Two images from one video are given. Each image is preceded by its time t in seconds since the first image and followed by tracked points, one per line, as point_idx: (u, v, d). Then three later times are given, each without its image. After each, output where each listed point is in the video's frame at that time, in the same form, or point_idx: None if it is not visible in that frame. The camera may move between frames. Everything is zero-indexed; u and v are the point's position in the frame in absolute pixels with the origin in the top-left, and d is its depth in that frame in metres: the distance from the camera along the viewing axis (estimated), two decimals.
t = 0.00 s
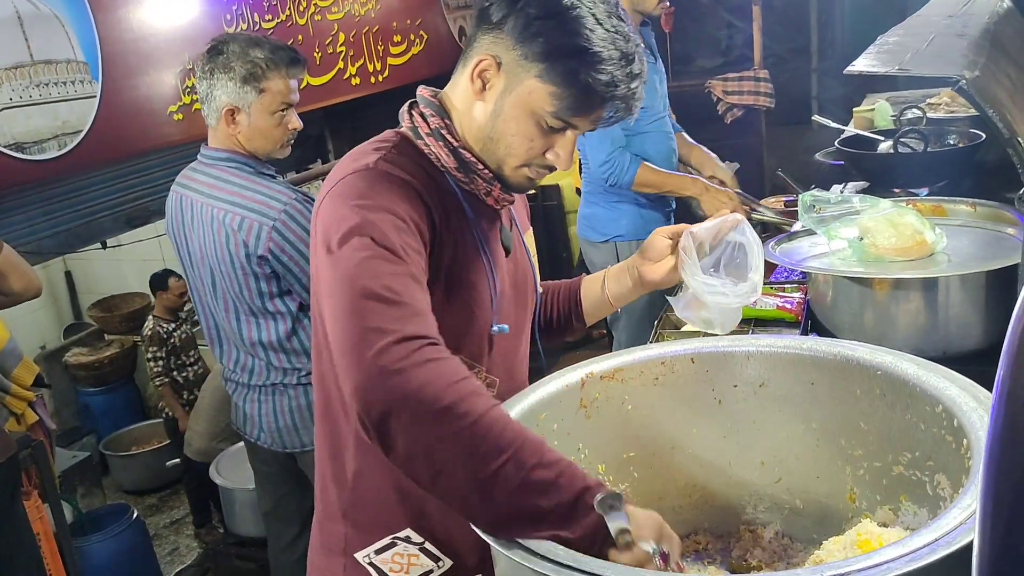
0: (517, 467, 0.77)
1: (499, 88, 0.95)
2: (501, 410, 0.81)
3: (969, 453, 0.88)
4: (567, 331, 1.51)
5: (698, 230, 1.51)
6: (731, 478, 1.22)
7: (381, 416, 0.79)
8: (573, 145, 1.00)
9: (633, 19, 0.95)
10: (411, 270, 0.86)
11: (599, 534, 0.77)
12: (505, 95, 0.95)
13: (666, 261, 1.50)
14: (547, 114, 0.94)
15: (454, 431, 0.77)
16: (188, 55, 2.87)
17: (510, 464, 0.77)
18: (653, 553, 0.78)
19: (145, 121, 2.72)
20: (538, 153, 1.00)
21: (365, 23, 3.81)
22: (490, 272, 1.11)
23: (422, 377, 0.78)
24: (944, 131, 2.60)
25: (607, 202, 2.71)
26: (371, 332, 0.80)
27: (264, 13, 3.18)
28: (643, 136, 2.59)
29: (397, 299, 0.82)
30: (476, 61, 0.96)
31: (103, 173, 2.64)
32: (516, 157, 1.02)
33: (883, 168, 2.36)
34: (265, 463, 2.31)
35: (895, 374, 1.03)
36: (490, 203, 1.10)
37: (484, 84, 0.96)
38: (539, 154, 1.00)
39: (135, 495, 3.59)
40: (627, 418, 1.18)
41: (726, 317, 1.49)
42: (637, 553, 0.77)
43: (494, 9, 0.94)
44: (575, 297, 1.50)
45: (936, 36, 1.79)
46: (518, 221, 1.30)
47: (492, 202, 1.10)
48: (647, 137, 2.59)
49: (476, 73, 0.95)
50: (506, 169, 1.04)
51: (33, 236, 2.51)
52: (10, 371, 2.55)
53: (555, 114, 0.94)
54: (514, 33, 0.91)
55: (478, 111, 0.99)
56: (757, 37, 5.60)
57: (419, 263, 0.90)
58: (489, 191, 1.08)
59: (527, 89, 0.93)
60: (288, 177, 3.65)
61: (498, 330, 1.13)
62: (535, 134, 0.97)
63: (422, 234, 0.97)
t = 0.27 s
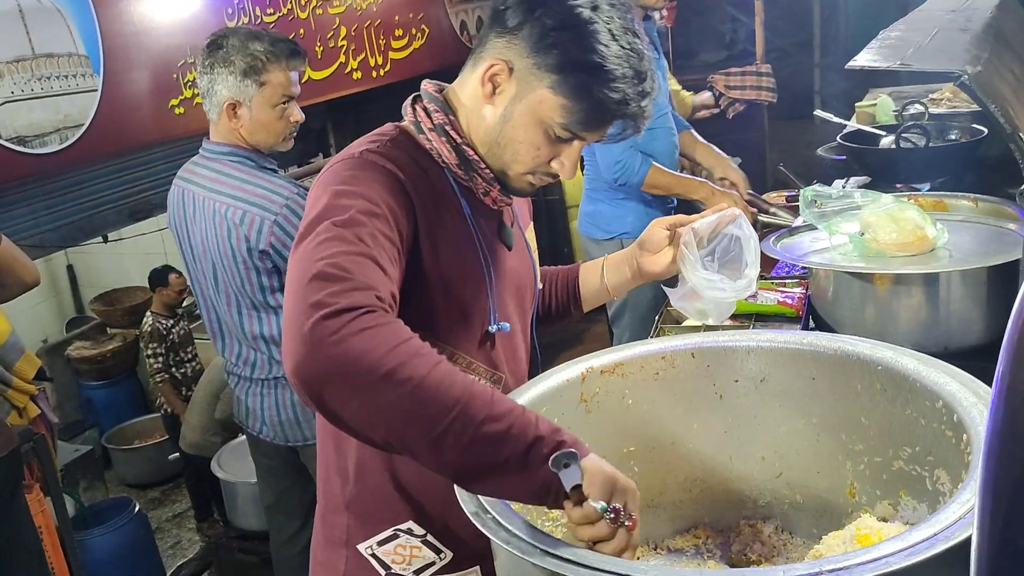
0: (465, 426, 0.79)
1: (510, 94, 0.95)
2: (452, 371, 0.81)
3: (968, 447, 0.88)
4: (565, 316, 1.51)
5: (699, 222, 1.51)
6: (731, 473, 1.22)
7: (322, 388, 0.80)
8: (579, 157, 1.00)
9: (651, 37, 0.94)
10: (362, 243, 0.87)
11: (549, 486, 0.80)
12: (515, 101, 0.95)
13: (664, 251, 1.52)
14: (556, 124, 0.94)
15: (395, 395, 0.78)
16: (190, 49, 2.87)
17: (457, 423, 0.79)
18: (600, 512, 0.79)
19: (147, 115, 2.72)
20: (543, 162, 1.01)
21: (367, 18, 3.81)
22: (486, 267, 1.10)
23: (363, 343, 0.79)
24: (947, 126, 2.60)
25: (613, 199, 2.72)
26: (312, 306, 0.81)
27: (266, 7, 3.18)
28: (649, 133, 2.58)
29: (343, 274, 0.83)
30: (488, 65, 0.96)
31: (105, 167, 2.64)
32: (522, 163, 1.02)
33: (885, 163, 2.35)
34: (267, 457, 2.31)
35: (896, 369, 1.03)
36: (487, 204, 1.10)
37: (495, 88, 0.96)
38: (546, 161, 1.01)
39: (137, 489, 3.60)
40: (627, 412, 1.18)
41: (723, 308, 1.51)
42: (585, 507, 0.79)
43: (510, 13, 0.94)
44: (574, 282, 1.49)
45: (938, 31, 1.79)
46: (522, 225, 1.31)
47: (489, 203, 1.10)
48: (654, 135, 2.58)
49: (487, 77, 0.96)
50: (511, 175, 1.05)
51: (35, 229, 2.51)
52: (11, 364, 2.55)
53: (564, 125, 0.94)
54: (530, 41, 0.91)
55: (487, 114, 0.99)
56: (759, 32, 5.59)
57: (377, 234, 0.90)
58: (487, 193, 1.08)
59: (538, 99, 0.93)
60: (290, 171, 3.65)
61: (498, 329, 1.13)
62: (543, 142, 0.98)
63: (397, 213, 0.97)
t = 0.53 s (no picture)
0: (517, 454, 0.79)
1: (532, 99, 0.95)
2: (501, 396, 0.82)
3: (971, 440, 0.88)
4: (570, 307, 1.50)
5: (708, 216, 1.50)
6: (734, 465, 1.22)
7: (374, 403, 0.81)
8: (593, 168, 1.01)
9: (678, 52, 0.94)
10: (406, 254, 0.87)
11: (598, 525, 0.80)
12: (537, 107, 0.95)
13: (669, 242, 1.51)
14: (577, 135, 0.95)
15: (446, 417, 0.79)
16: (193, 41, 2.87)
17: (509, 450, 0.79)
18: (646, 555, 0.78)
19: (149, 108, 2.72)
20: (559, 169, 1.02)
21: (370, 10, 3.80)
22: (502, 265, 1.10)
23: (416, 361, 0.80)
24: (951, 119, 2.59)
25: (610, 194, 2.72)
26: (365, 320, 0.81)
27: None
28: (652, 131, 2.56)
29: (390, 286, 0.83)
30: (513, 69, 0.94)
31: (108, 161, 2.64)
32: (538, 170, 1.03)
33: (888, 156, 2.34)
34: (270, 450, 2.32)
35: (899, 362, 1.02)
36: (501, 203, 1.09)
37: (518, 91, 0.95)
38: (561, 169, 1.02)
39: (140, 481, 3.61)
40: (631, 405, 1.18)
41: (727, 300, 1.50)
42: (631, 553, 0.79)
43: (539, 18, 0.92)
44: (579, 273, 1.48)
45: (942, 23, 1.78)
46: (534, 225, 1.31)
47: (502, 204, 1.09)
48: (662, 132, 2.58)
49: (510, 80, 0.94)
50: (525, 179, 1.07)
51: (38, 222, 2.51)
52: (15, 357, 2.56)
53: (586, 138, 0.94)
54: (558, 48, 0.90)
55: (508, 116, 0.98)
56: (763, 25, 5.58)
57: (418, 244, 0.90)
58: (501, 194, 1.08)
59: (561, 108, 0.93)
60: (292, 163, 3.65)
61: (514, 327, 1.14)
62: (562, 150, 0.98)
63: (433, 222, 0.97)
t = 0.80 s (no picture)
0: (495, 433, 0.81)
1: (556, 108, 0.94)
2: (485, 378, 0.83)
3: (973, 433, 0.88)
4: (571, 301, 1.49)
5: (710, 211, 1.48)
6: (736, 458, 1.23)
7: (355, 384, 0.80)
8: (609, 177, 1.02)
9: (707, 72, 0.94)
10: (396, 238, 0.86)
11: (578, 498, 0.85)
12: (561, 115, 0.94)
13: (672, 237, 1.51)
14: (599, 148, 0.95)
15: (429, 398, 0.80)
16: (193, 35, 2.86)
17: (488, 431, 0.81)
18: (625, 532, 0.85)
19: (150, 102, 2.72)
20: (575, 179, 1.02)
21: (371, 4, 3.79)
22: (511, 260, 1.10)
23: (401, 345, 0.80)
24: (953, 112, 2.59)
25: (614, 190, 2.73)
26: (351, 299, 0.81)
27: None
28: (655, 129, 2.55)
29: (378, 269, 0.82)
30: (538, 77, 0.93)
31: (109, 155, 2.64)
32: (556, 179, 1.03)
33: (890, 149, 2.34)
34: (273, 443, 2.33)
35: (902, 356, 1.02)
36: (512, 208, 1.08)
37: (542, 99, 0.94)
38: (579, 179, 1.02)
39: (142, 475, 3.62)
40: (633, 398, 1.18)
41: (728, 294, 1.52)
42: (610, 529, 0.85)
43: (570, 26, 0.91)
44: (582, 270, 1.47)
45: (945, 16, 1.78)
46: (542, 225, 1.31)
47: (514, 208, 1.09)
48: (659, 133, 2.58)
49: (535, 86, 0.94)
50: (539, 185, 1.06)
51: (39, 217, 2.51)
52: (16, 351, 2.56)
53: (608, 150, 0.95)
54: (590, 59, 0.90)
55: (528, 123, 0.98)
56: (764, 18, 5.57)
57: (414, 230, 0.89)
58: (513, 198, 1.07)
59: (586, 121, 0.93)
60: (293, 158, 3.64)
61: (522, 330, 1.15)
62: (580, 159, 0.98)
63: (437, 212, 0.96)
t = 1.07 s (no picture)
0: (551, 465, 0.81)
1: (557, 108, 0.93)
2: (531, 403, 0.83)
3: (976, 428, 0.88)
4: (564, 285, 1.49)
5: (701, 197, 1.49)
6: (737, 454, 1.23)
7: (418, 407, 0.78)
8: (608, 175, 1.02)
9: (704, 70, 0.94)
10: (437, 256, 0.85)
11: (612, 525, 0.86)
12: (561, 115, 0.93)
13: (661, 221, 1.51)
14: (599, 148, 0.95)
15: (488, 425, 0.78)
16: (193, 29, 2.85)
17: (545, 464, 0.80)
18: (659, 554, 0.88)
19: (149, 96, 2.71)
20: (575, 177, 1.01)
21: None
22: (512, 258, 1.10)
23: (466, 370, 0.78)
24: (954, 106, 2.58)
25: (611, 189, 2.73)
26: (408, 320, 0.78)
27: None
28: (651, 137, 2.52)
29: (430, 288, 0.81)
30: (538, 76, 0.92)
31: (109, 149, 2.63)
32: (555, 175, 1.02)
33: (890, 144, 2.34)
34: (274, 437, 2.33)
35: (904, 350, 1.02)
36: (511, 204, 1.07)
37: (542, 98, 0.93)
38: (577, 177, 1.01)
39: (143, 469, 3.62)
40: (634, 394, 1.18)
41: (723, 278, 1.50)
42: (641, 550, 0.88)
43: (573, 26, 0.90)
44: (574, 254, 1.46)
45: (946, 10, 1.77)
46: (539, 222, 1.31)
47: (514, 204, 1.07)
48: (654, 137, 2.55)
49: (535, 86, 0.93)
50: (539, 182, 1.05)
51: (39, 211, 2.50)
52: (17, 346, 2.56)
53: (609, 149, 0.94)
54: (591, 60, 0.89)
55: (526, 122, 0.97)
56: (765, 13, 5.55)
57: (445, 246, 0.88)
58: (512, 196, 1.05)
59: (588, 120, 0.92)
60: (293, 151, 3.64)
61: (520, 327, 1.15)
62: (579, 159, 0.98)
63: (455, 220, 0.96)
